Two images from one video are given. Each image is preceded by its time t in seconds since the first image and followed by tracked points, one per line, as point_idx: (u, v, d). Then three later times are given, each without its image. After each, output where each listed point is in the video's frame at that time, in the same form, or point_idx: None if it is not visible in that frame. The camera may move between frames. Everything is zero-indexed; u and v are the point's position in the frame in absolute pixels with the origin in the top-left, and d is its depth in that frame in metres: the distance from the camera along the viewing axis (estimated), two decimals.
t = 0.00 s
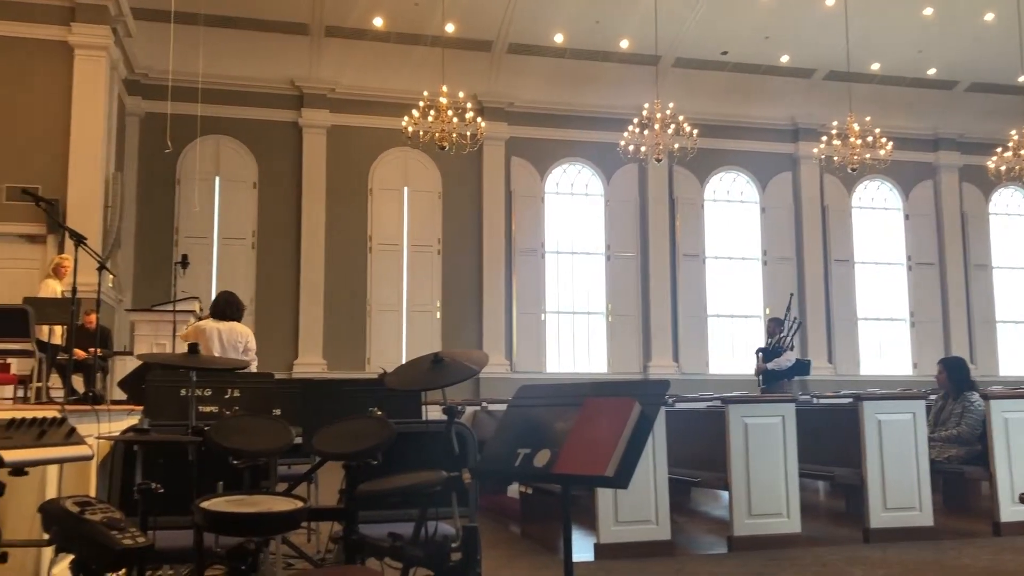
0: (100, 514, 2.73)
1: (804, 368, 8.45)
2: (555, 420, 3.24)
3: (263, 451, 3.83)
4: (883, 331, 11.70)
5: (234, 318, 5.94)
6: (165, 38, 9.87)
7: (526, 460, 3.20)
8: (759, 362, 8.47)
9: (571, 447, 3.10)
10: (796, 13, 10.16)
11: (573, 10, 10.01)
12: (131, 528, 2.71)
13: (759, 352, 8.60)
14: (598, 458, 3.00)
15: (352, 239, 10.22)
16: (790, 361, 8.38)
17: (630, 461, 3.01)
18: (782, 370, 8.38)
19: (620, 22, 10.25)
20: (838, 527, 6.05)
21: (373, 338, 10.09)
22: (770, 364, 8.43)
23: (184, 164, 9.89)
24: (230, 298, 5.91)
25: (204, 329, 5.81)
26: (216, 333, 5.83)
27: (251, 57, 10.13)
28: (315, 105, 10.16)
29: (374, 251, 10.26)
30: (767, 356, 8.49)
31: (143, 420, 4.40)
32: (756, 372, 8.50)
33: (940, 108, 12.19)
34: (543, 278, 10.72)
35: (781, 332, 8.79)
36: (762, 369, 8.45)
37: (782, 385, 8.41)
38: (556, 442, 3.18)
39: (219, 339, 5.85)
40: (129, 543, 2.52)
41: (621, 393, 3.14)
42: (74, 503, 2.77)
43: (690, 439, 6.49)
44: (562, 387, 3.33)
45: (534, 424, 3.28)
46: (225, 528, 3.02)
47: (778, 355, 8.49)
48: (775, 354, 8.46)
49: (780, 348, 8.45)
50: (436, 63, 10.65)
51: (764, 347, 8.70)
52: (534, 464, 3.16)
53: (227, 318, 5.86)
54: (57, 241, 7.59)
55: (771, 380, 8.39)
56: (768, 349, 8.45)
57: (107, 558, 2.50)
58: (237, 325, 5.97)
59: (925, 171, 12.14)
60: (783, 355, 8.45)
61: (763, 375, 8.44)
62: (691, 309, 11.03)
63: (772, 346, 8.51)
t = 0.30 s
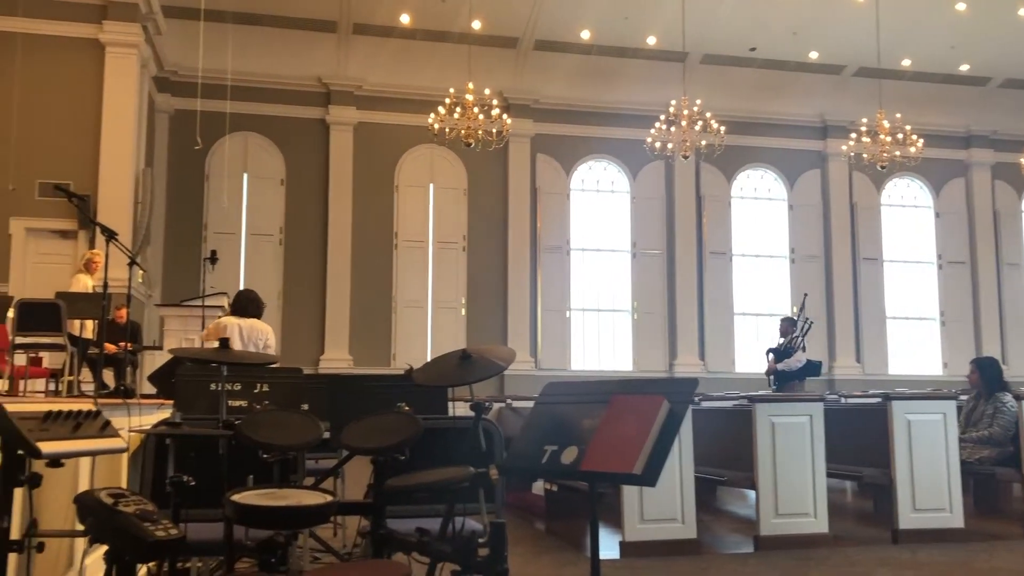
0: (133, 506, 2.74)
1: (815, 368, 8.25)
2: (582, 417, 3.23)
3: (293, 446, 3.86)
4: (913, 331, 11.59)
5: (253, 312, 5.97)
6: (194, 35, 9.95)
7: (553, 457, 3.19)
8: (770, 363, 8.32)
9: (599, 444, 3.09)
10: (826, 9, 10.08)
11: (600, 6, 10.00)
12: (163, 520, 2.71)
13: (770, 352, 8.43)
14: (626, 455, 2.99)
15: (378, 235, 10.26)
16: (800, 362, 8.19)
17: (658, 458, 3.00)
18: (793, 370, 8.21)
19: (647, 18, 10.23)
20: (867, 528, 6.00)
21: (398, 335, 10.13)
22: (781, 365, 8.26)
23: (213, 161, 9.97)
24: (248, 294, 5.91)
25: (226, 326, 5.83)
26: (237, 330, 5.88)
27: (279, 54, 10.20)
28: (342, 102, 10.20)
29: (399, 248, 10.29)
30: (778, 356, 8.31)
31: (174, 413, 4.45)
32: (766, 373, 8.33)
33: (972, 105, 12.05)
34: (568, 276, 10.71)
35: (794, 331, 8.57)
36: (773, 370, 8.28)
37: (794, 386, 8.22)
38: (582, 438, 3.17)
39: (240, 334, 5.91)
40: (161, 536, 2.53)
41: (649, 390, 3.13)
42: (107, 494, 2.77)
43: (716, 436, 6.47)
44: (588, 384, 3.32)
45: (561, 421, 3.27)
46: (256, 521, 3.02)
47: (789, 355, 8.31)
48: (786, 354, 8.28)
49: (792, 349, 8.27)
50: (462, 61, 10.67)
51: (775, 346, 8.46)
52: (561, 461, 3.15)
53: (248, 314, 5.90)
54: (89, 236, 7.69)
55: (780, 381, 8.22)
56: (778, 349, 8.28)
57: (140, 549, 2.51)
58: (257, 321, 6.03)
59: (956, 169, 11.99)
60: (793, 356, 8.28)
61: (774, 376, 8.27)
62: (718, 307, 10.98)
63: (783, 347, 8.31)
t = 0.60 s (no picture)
0: (165, 500, 2.75)
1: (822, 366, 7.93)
2: (610, 416, 3.22)
3: (320, 442, 3.86)
4: (941, 330, 11.48)
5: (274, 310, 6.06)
6: (221, 35, 10.04)
7: (580, 455, 3.18)
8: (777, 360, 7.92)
9: (626, 442, 3.07)
10: (855, 4, 10.08)
11: (624, 3, 10.02)
12: (193, 514, 2.71)
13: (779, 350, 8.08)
14: (653, 453, 2.96)
15: (402, 234, 10.29)
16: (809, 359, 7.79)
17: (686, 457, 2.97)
18: (799, 368, 7.84)
19: (672, 14, 10.24)
20: (894, 528, 5.94)
21: (422, 333, 10.16)
22: (789, 362, 7.85)
23: (239, 160, 10.05)
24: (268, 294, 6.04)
25: (250, 325, 5.87)
26: (261, 328, 5.91)
27: (305, 53, 10.27)
28: (366, 101, 10.24)
29: (423, 246, 10.32)
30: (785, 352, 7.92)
31: (204, 409, 4.47)
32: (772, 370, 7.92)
33: (1003, 101, 11.91)
34: (591, 274, 10.69)
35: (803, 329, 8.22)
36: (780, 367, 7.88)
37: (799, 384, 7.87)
38: (610, 437, 3.16)
39: (264, 332, 5.93)
40: (192, 529, 2.52)
41: (678, 389, 3.11)
42: (139, 489, 2.78)
43: (741, 435, 6.43)
44: (617, 383, 3.31)
45: (589, 419, 3.26)
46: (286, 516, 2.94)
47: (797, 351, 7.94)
48: (794, 351, 7.90)
49: (800, 346, 7.89)
50: (486, 59, 10.70)
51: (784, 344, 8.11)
52: (588, 459, 3.13)
53: (270, 311, 5.95)
54: (118, 234, 7.77)
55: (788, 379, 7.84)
56: (787, 345, 7.90)
57: (169, 543, 2.50)
58: (279, 319, 6.06)
59: (987, 166, 11.85)
60: (800, 354, 7.88)
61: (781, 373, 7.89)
62: (743, 305, 10.92)
63: (792, 343, 7.94)
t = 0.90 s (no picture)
0: (192, 504, 2.77)
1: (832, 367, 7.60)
2: (632, 418, 3.21)
3: (345, 446, 3.87)
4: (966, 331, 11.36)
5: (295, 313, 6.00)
6: (243, 40, 10.13)
7: (603, 458, 3.16)
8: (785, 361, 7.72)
9: (650, 445, 3.05)
10: (877, 3, 10.03)
11: (644, 4, 10.02)
12: (220, 518, 2.73)
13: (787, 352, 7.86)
14: (678, 455, 2.95)
15: (423, 237, 10.32)
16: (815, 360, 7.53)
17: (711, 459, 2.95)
18: (807, 369, 7.59)
19: (692, 14, 10.22)
20: (920, 532, 5.88)
21: (442, 335, 10.18)
22: (796, 362, 7.60)
23: (262, 164, 10.12)
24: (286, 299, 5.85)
25: (271, 331, 5.91)
26: (283, 333, 5.94)
27: (326, 58, 10.33)
28: (387, 105, 10.28)
29: (444, 249, 10.34)
30: (792, 352, 7.69)
31: (229, 413, 4.50)
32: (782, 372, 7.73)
33: None
34: (612, 276, 10.67)
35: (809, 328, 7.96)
36: (787, 368, 7.67)
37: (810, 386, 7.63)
38: (633, 439, 3.14)
39: (287, 336, 5.98)
40: (217, 534, 2.54)
41: (702, 391, 3.09)
42: (166, 492, 2.80)
43: (765, 438, 6.39)
44: (640, 385, 3.30)
45: (612, 422, 3.25)
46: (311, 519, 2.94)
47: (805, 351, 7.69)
48: (801, 351, 7.65)
49: (808, 345, 7.60)
50: (506, 61, 10.72)
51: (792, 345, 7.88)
52: (611, 462, 3.12)
53: (290, 318, 5.91)
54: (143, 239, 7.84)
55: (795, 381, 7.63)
56: (793, 346, 7.70)
57: (196, 546, 2.52)
58: (302, 322, 6.10)
59: (1012, 164, 11.72)
60: (808, 353, 7.60)
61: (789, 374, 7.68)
62: (766, 307, 10.85)
63: (799, 343, 7.71)
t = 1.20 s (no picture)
0: (218, 513, 2.80)
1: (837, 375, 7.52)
2: (657, 426, 3.19)
3: (369, 454, 3.88)
4: (991, 336, 11.26)
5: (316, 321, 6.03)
6: (264, 52, 10.22)
7: (628, 467, 3.15)
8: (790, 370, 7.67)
9: (675, 453, 3.04)
10: (897, 6, 9.99)
11: (662, 10, 10.02)
12: (247, 527, 2.75)
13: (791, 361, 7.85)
14: (704, 464, 2.93)
15: (443, 246, 10.35)
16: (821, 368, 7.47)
17: (738, 467, 2.92)
18: (813, 377, 7.50)
19: (710, 21, 10.22)
20: (948, 540, 5.82)
21: (463, 343, 10.20)
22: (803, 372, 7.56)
23: (283, 174, 10.19)
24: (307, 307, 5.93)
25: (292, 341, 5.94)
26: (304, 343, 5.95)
27: (346, 68, 10.40)
28: (406, 114, 10.33)
29: (464, 257, 10.36)
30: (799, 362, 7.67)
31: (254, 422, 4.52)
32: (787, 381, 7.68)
33: None
34: (632, 283, 10.66)
35: (813, 338, 7.95)
36: (793, 378, 7.61)
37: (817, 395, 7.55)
38: (658, 448, 3.13)
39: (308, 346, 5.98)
40: (244, 542, 2.56)
41: (727, 398, 3.07)
42: (193, 501, 2.83)
43: (788, 445, 6.33)
44: (664, 393, 3.29)
45: (636, 430, 3.23)
46: (336, 528, 2.95)
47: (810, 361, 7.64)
48: (807, 360, 7.59)
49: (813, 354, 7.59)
50: (525, 70, 10.75)
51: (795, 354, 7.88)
52: (637, 471, 3.10)
53: (311, 327, 5.95)
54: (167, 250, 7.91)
55: (801, 390, 7.52)
56: (799, 355, 7.67)
57: (223, 554, 2.54)
58: (323, 332, 6.08)
59: None
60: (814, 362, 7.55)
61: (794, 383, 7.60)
62: (788, 313, 10.81)
63: (804, 352, 7.69)
